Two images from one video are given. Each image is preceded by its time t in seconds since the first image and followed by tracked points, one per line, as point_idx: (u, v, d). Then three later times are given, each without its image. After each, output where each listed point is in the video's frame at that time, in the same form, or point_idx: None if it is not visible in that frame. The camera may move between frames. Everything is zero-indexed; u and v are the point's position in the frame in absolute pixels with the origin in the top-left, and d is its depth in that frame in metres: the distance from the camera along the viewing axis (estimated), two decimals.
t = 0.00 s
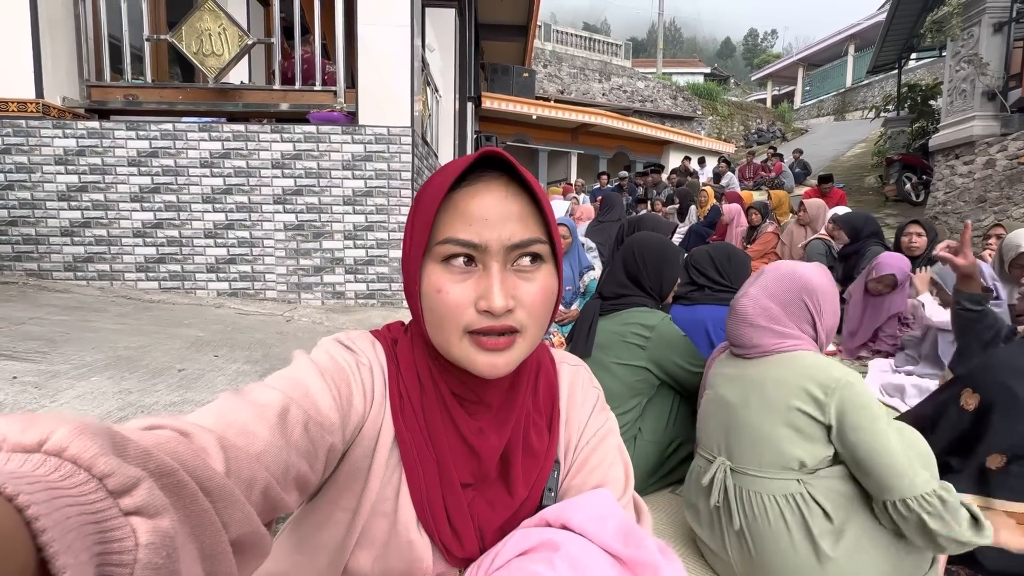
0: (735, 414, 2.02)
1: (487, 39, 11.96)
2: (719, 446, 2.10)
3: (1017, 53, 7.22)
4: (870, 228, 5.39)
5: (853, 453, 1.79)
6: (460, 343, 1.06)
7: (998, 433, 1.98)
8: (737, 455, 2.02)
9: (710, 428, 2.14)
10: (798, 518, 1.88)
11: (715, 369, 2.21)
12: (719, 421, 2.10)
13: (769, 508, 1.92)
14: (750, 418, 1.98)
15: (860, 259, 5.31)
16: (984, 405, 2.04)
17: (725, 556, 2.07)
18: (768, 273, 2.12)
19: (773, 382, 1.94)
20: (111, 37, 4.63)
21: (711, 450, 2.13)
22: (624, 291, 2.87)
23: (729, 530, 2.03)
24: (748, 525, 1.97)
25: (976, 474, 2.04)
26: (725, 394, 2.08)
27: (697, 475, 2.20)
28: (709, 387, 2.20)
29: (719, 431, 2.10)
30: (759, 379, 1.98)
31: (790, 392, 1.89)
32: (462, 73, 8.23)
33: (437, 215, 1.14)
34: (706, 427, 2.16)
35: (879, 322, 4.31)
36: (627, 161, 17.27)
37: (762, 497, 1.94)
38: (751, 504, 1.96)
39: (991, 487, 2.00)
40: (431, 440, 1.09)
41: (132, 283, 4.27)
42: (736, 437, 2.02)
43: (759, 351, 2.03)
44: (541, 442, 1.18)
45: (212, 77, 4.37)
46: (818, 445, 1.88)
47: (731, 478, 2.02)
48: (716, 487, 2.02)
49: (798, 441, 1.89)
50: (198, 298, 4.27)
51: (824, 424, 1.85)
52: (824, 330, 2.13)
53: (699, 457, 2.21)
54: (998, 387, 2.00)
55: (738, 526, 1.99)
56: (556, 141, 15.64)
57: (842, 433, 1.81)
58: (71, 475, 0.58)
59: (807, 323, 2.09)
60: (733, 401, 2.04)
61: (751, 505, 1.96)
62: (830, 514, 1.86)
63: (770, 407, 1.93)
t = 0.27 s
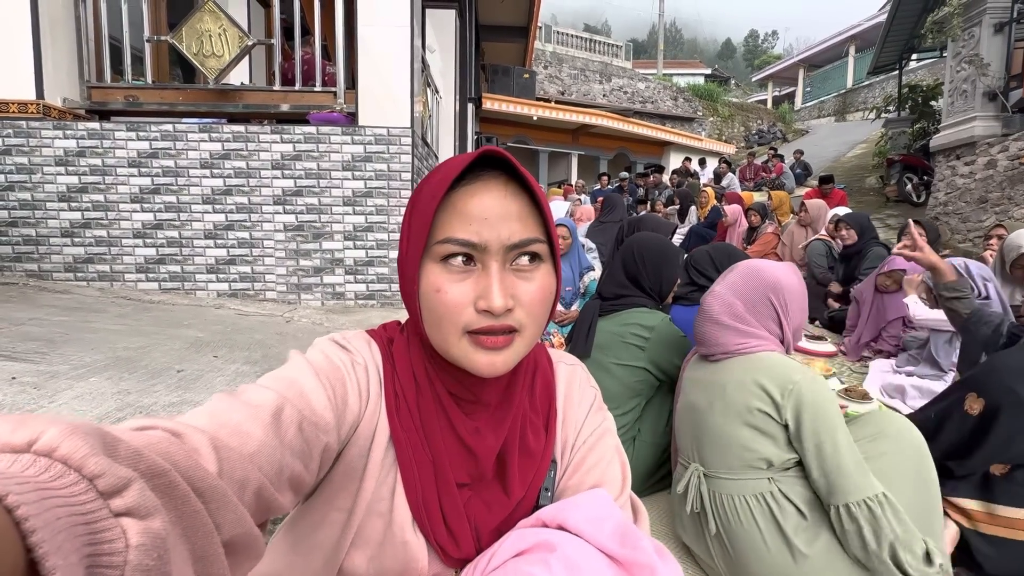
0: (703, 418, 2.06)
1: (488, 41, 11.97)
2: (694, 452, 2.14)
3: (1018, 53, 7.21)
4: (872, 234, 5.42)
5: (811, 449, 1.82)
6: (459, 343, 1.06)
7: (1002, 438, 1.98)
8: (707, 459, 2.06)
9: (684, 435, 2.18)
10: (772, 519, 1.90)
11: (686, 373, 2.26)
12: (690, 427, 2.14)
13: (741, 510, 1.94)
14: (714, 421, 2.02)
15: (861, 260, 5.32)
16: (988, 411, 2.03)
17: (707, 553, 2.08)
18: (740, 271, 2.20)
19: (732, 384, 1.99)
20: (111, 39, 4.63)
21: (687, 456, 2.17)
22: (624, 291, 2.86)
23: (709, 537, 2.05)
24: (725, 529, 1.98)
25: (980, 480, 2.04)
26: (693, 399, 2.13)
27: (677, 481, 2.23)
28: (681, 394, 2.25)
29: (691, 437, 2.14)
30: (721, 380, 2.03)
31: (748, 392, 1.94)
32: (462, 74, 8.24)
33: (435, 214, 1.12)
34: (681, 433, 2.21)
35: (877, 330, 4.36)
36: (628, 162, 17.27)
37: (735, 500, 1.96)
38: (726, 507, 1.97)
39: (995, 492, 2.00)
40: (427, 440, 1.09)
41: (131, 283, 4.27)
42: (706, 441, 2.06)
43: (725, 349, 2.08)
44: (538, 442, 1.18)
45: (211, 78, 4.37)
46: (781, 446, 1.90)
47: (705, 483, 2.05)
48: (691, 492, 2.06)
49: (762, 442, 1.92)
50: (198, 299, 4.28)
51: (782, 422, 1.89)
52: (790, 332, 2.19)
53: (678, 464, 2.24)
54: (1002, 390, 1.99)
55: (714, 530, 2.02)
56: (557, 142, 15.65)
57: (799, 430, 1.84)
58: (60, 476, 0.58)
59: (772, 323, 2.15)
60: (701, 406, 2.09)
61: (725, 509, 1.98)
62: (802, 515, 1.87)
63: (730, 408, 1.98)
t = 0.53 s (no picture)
0: (699, 417, 2.08)
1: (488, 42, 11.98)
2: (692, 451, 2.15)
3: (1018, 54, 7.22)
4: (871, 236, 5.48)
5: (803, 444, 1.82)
6: (465, 343, 1.06)
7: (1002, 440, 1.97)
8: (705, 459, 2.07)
9: (683, 435, 2.19)
10: (769, 517, 1.90)
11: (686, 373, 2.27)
12: (688, 427, 2.16)
13: (738, 508, 1.94)
14: (711, 420, 2.04)
15: (861, 261, 5.33)
16: (988, 412, 2.02)
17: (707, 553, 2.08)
18: (733, 270, 2.20)
19: (729, 382, 2.00)
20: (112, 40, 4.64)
21: (686, 455, 2.18)
22: (624, 292, 2.87)
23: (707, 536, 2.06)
24: (725, 528, 1.98)
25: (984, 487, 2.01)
26: (691, 400, 2.15)
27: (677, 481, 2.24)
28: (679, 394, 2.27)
29: (690, 437, 2.15)
30: (717, 380, 2.05)
31: (741, 389, 1.96)
32: (462, 75, 8.25)
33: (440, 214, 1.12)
34: (680, 433, 2.22)
35: (879, 326, 4.35)
36: (628, 164, 17.29)
37: (733, 499, 1.96)
38: (724, 506, 1.98)
39: (997, 496, 1.97)
40: (430, 441, 1.09)
41: (132, 284, 4.28)
42: (703, 440, 2.07)
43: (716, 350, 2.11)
44: (539, 442, 1.18)
45: (212, 79, 4.38)
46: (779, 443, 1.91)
47: (703, 482, 2.06)
48: (688, 491, 2.08)
49: (760, 440, 1.93)
50: (199, 300, 4.28)
51: (775, 418, 1.90)
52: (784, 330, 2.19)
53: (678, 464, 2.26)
54: (1002, 392, 1.99)
55: (711, 529, 2.03)
56: (557, 143, 15.67)
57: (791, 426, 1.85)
58: (66, 473, 0.58)
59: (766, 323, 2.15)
60: (697, 405, 2.11)
61: (723, 508, 1.98)
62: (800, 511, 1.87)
63: (725, 407, 1.99)
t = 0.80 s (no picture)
0: (722, 413, 2.05)
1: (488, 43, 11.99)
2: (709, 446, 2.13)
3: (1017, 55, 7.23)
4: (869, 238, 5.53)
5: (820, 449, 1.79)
6: (469, 346, 1.06)
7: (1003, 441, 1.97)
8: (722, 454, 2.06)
9: (700, 427, 2.17)
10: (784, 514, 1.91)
11: (707, 368, 2.24)
12: (706, 420, 2.14)
13: (755, 505, 1.94)
14: (733, 416, 2.02)
15: (860, 263, 5.35)
16: (990, 413, 2.03)
17: (719, 555, 2.08)
18: (765, 273, 2.17)
19: (756, 380, 1.97)
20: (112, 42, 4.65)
21: (702, 449, 2.17)
22: (624, 293, 2.87)
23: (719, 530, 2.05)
24: (737, 523, 1.99)
25: (990, 491, 2.00)
26: (714, 393, 2.12)
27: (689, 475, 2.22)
28: (698, 388, 2.23)
29: (707, 430, 2.14)
30: (746, 379, 2.01)
31: (769, 388, 1.93)
32: (462, 77, 8.25)
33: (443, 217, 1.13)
34: (697, 426, 2.20)
35: (889, 322, 4.30)
36: (627, 164, 17.31)
37: (748, 495, 1.97)
38: (739, 502, 1.99)
39: (1000, 498, 1.97)
40: (432, 443, 1.09)
41: (132, 286, 4.27)
42: (724, 435, 2.05)
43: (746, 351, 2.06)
44: (541, 444, 1.18)
45: (212, 81, 4.38)
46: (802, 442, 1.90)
47: (719, 477, 2.06)
48: (704, 485, 2.07)
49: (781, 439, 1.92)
50: (199, 301, 4.28)
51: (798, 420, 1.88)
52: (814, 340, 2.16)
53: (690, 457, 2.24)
54: (1004, 394, 1.99)
55: (724, 523, 2.02)
56: (557, 144, 15.68)
57: (809, 430, 1.82)
58: (71, 473, 0.58)
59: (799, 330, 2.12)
60: (720, 401, 2.07)
61: (738, 504, 1.99)
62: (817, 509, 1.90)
63: (750, 404, 1.97)
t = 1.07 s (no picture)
0: (752, 406, 2.03)
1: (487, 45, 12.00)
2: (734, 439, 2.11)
3: (1014, 56, 7.25)
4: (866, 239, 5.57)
5: (837, 455, 1.74)
6: (469, 349, 1.06)
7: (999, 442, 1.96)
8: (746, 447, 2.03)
9: (728, 419, 2.15)
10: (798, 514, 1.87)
11: (744, 366, 2.20)
12: (736, 412, 2.11)
13: (772, 500, 1.91)
14: (764, 410, 1.98)
15: (858, 264, 5.37)
16: (988, 413, 2.03)
17: (728, 551, 2.07)
18: (821, 278, 2.09)
19: (795, 380, 1.92)
20: (111, 44, 4.64)
21: (726, 440, 2.15)
22: (624, 294, 2.87)
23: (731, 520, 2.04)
24: (749, 516, 1.98)
25: (993, 491, 1.99)
26: (751, 386, 2.08)
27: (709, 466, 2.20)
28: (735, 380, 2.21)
29: (735, 422, 2.11)
30: (785, 378, 1.96)
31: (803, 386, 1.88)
32: (461, 78, 8.26)
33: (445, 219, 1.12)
34: (726, 417, 2.17)
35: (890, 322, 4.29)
36: (626, 165, 17.33)
37: (763, 490, 1.94)
38: (753, 495, 1.96)
39: (1002, 499, 1.96)
40: (432, 447, 1.08)
41: (131, 288, 4.27)
42: (750, 428, 2.02)
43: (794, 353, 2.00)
44: (541, 448, 1.18)
45: (211, 82, 4.38)
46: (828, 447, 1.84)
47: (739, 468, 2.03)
48: (722, 472, 2.04)
49: (809, 438, 1.87)
50: (198, 303, 4.27)
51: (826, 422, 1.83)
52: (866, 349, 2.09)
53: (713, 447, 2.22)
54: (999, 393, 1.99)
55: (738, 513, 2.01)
56: (556, 145, 15.69)
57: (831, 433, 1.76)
58: (73, 477, 0.57)
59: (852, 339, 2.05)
60: (754, 394, 2.05)
61: (753, 497, 1.97)
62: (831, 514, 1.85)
63: (783, 400, 1.93)
